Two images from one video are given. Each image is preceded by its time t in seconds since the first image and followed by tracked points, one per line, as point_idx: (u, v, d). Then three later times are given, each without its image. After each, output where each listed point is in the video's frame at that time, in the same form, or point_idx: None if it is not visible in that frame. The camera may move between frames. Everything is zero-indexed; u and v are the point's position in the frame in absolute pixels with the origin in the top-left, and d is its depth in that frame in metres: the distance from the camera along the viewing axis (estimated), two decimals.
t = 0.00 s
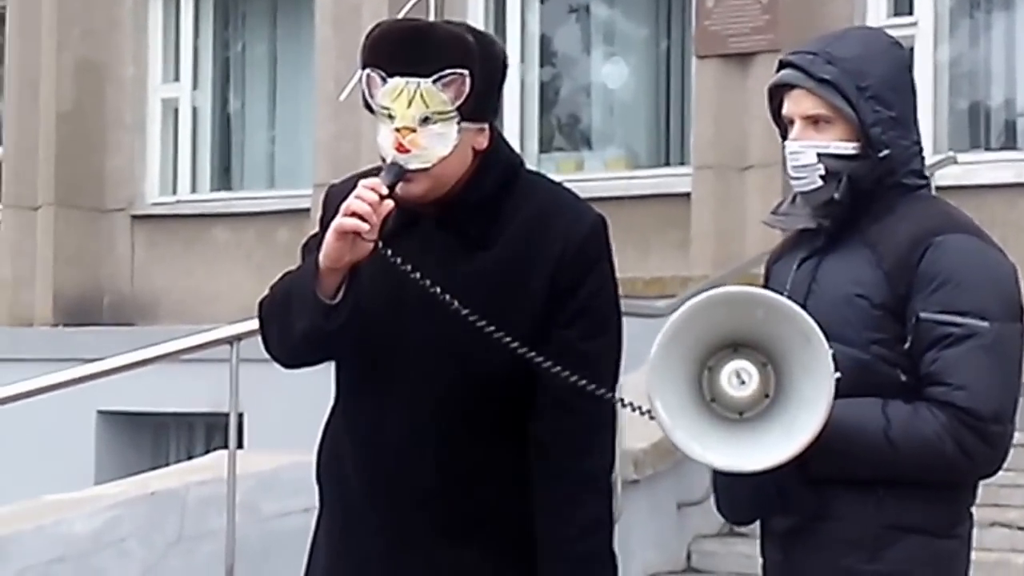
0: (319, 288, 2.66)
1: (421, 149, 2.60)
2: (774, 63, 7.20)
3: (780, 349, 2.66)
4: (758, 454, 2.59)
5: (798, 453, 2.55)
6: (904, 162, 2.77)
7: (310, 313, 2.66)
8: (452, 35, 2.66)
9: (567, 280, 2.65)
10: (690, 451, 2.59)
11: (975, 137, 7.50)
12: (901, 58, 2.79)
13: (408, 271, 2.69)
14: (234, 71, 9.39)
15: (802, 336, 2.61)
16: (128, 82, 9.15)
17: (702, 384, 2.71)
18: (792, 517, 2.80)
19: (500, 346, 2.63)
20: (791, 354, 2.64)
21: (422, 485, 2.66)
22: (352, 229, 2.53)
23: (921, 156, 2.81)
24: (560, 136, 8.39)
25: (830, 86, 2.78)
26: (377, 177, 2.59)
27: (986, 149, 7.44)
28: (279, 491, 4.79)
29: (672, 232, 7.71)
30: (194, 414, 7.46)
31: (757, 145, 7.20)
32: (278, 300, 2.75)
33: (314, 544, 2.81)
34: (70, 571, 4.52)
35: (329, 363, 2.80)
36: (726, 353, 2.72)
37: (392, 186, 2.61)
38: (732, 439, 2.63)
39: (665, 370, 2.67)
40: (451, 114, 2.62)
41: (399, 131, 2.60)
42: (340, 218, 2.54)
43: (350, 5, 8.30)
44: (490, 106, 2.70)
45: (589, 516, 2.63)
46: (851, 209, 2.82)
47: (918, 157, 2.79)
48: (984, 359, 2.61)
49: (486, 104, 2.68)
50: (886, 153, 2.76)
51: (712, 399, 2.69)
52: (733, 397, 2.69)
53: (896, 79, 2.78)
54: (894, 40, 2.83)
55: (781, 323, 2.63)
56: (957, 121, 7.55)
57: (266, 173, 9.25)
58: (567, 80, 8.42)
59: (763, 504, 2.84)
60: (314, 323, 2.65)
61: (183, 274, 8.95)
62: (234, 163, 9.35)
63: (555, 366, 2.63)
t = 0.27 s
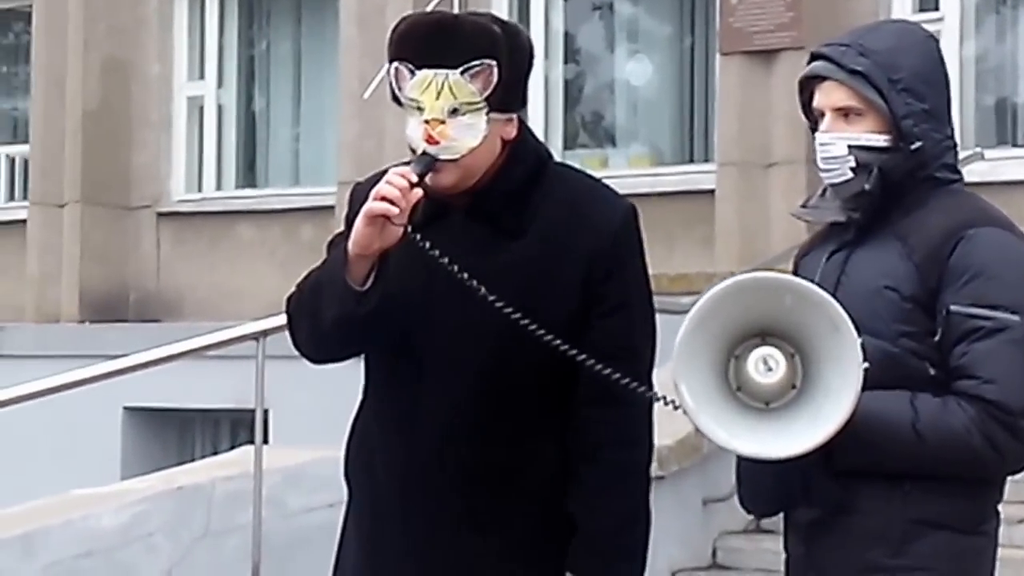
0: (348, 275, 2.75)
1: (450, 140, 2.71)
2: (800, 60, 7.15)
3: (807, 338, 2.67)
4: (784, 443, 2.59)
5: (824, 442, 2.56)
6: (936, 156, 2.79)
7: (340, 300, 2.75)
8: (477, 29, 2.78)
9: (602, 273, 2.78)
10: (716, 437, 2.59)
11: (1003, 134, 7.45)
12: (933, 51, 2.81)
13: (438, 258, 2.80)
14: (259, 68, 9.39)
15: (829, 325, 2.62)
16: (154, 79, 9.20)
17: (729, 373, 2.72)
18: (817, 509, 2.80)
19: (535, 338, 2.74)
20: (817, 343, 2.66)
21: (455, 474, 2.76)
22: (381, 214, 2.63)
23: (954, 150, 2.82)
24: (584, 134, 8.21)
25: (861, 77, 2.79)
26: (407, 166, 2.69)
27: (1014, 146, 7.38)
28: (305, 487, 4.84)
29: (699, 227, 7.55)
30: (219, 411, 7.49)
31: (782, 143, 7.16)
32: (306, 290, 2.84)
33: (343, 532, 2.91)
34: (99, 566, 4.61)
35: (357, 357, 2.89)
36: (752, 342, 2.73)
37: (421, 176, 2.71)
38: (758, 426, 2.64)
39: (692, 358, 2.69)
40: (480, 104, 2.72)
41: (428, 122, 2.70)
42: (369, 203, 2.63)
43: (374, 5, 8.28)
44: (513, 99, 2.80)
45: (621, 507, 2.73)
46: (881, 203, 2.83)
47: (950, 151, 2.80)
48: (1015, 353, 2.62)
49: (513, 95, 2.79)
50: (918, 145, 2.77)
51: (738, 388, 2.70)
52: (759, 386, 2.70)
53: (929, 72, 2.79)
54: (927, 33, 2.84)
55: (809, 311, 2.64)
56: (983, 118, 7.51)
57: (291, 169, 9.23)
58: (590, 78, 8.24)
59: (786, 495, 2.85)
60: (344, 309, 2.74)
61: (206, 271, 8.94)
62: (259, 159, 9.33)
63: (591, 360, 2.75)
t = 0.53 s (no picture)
0: (372, 266, 2.89)
1: (476, 133, 2.83)
2: (825, 57, 7.12)
3: (838, 329, 2.70)
4: (813, 432, 2.61)
5: (857, 431, 2.57)
6: (973, 147, 2.81)
7: (366, 290, 2.88)
8: (505, 23, 2.89)
9: (626, 264, 2.87)
10: (745, 425, 2.61)
11: None
12: (973, 42, 2.83)
13: (462, 248, 2.91)
14: (284, 66, 9.41)
15: (862, 317, 2.64)
16: (179, 77, 9.23)
17: (760, 362, 2.75)
18: (844, 501, 2.80)
19: (559, 328, 2.84)
20: (849, 334, 2.68)
21: (476, 460, 2.86)
22: (406, 204, 2.77)
23: (991, 142, 2.84)
24: (608, 131, 8.20)
25: (900, 67, 2.81)
26: (434, 159, 2.82)
27: None
28: (331, 482, 4.89)
29: (722, 223, 7.53)
30: (242, 407, 7.51)
31: (806, 139, 7.15)
32: (332, 284, 2.97)
33: (371, 520, 3.02)
34: (125, 559, 4.65)
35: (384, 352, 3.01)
36: (781, 332, 2.76)
37: (448, 169, 2.84)
38: (788, 416, 2.66)
39: (724, 347, 2.71)
40: (507, 98, 2.84)
41: (455, 117, 2.83)
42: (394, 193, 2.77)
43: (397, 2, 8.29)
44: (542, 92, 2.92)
45: (633, 495, 2.80)
46: (916, 194, 2.84)
47: (987, 143, 2.83)
48: None
49: (541, 87, 2.90)
50: (955, 136, 2.78)
51: (768, 378, 2.72)
52: (790, 376, 2.72)
53: (968, 64, 2.81)
54: (967, 24, 2.86)
55: (842, 302, 2.67)
56: (1008, 114, 7.37)
57: (315, 167, 9.23)
58: (614, 75, 8.23)
59: (811, 488, 2.85)
60: (369, 298, 2.87)
61: (230, 268, 8.93)
62: (284, 156, 9.33)
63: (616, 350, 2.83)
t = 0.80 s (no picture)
0: (393, 262, 2.94)
1: (497, 128, 2.85)
2: (846, 53, 7.13)
3: (870, 321, 2.72)
4: (847, 427, 2.64)
5: (891, 424, 2.61)
6: (1007, 141, 2.84)
7: (385, 285, 2.94)
8: (529, 19, 2.90)
9: (645, 258, 2.87)
10: (776, 419, 2.64)
11: None
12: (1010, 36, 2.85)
13: (484, 245, 2.94)
14: (308, 62, 9.37)
15: (897, 312, 2.66)
16: (205, 75, 9.23)
17: (791, 355, 2.77)
18: (873, 494, 2.82)
19: (577, 321, 2.86)
20: (882, 328, 2.70)
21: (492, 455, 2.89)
22: (422, 200, 2.80)
23: None
24: (630, 128, 8.23)
25: (935, 59, 2.83)
26: (454, 155, 2.84)
27: None
28: (358, 476, 4.94)
29: (743, 220, 7.56)
30: (266, 403, 7.55)
31: (829, 135, 7.18)
32: (357, 278, 3.03)
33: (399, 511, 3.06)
34: (155, 553, 4.71)
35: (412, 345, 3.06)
36: (816, 325, 2.78)
37: (468, 164, 2.86)
38: (818, 410, 2.68)
39: (756, 340, 2.73)
40: (526, 93, 2.85)
41: (476, 110, 2.85)
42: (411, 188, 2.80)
43: None
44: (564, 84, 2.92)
45: (643, 492, 2.81)
46: (948, 187, 2.87)
47: (1021, 137, 2.86)
48: None
49: (562, 85, 2.91)
50: (990, 130, 2.82)
51: (800, 372, 2.74)
52: (822, 369, 2.74)
53: (1005, 57, 2.83)
54: (1003, 18, 2.88)
55: (877, 296, 2.69)
56: None
57: (339, 163, 9.19)
58: (636, 71, 8.24)
59: (839, 479, 2.85)
60: (388, 292, 2.93)
61: (256, 264, 8.95)
62: (308, 154, 9.29)
63: (631, 345, 2.83)
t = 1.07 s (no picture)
0: (420, 261, 2.96)
1: (520, 126, 2.87)
2: (868, 49, 7.16)
3: (905, 320, 2.74)
4: (882, 425, 2.67)
5: (927, 423, 2.63)
6: None
7: (410, 283, 2.97)
8: (551, 17, 2.90)
9: (667, 252, 2.86)
10: (808, 416, 2.68)
11: None
12: None
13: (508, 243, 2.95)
14: (334, 58, 9.39)
15: (932, 311, 2.68)
16: (231, 71, 9.29)
17: (824, 353, 2.80)
18: (906, 491, 2.84)
19: (598, 314, 2.85)
20: (915, 327, 2.72)
21: (510, 448, 2.88)
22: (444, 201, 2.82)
23: None
24: (652, 124, 8.24)
25: (965, 53, 2.86)
26: (477, 154, 2.86)
27: None
28: (385, 469, 4.98)
29: (765, 215, 7.58)
30: (291, 397, 7.60)
31: (851, 130, 7.20)
32: (387, 277, 3.06)
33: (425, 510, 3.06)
34: (181, 547, 4.70)
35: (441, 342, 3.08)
36: (850, 323, 2.80)
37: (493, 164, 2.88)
38: (852, 410, 2.72)
39: (792, 340, 2.77)
40: (549, 91, 2.87)
41: (499, 109, 2.88)
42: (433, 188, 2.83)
43: None
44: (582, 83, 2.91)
45: (655, 484, 2.78)
46: (979, 182, 2.89)
47: None
48: None
49: (583, 83, 2.90)
50: (1021, 124, 2.84)
51: (833, 369, 2.78)
52: (855, 368, 2.78)
53: None
54: None
55: (911, 295, 2.71)
56: None
57: (364, 158, 9.21)
58: (658, 67, 8.26)
59: (874, 478, 2.87)
60: (412, 290, 2.96)
61: (282, 261, 9.00)
62: (333, 151, 9.31)
63: (649, 338, 2.83)
